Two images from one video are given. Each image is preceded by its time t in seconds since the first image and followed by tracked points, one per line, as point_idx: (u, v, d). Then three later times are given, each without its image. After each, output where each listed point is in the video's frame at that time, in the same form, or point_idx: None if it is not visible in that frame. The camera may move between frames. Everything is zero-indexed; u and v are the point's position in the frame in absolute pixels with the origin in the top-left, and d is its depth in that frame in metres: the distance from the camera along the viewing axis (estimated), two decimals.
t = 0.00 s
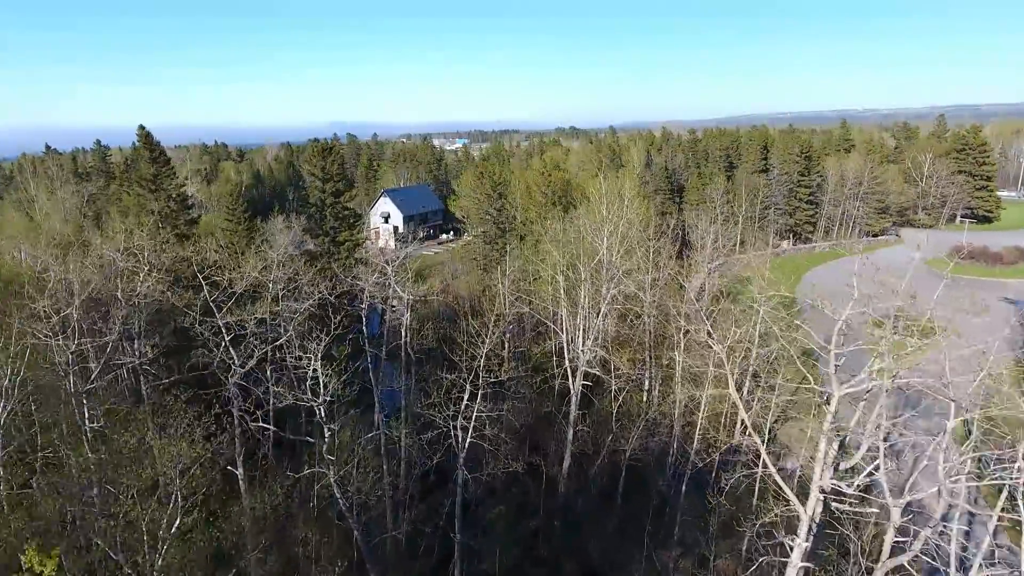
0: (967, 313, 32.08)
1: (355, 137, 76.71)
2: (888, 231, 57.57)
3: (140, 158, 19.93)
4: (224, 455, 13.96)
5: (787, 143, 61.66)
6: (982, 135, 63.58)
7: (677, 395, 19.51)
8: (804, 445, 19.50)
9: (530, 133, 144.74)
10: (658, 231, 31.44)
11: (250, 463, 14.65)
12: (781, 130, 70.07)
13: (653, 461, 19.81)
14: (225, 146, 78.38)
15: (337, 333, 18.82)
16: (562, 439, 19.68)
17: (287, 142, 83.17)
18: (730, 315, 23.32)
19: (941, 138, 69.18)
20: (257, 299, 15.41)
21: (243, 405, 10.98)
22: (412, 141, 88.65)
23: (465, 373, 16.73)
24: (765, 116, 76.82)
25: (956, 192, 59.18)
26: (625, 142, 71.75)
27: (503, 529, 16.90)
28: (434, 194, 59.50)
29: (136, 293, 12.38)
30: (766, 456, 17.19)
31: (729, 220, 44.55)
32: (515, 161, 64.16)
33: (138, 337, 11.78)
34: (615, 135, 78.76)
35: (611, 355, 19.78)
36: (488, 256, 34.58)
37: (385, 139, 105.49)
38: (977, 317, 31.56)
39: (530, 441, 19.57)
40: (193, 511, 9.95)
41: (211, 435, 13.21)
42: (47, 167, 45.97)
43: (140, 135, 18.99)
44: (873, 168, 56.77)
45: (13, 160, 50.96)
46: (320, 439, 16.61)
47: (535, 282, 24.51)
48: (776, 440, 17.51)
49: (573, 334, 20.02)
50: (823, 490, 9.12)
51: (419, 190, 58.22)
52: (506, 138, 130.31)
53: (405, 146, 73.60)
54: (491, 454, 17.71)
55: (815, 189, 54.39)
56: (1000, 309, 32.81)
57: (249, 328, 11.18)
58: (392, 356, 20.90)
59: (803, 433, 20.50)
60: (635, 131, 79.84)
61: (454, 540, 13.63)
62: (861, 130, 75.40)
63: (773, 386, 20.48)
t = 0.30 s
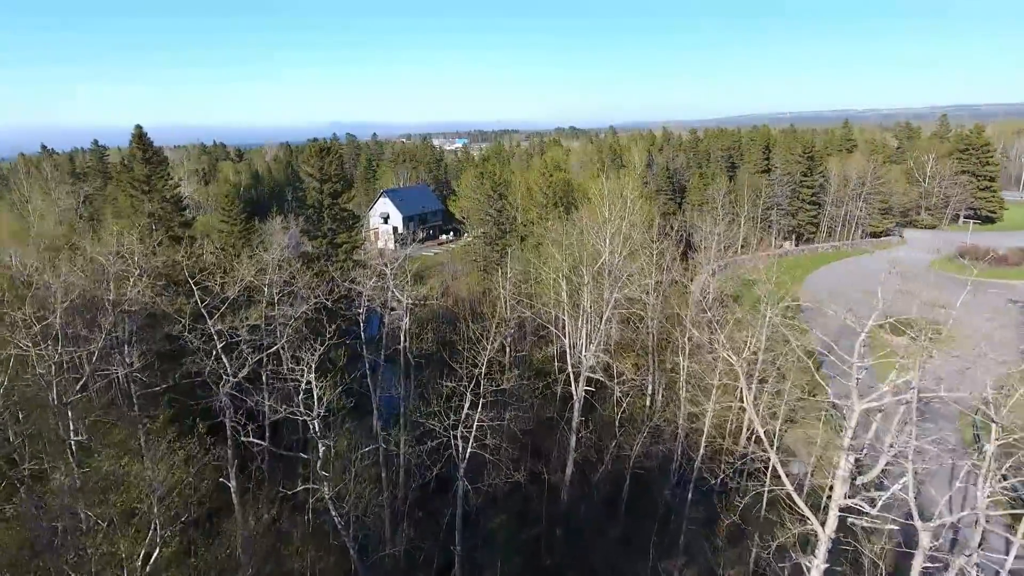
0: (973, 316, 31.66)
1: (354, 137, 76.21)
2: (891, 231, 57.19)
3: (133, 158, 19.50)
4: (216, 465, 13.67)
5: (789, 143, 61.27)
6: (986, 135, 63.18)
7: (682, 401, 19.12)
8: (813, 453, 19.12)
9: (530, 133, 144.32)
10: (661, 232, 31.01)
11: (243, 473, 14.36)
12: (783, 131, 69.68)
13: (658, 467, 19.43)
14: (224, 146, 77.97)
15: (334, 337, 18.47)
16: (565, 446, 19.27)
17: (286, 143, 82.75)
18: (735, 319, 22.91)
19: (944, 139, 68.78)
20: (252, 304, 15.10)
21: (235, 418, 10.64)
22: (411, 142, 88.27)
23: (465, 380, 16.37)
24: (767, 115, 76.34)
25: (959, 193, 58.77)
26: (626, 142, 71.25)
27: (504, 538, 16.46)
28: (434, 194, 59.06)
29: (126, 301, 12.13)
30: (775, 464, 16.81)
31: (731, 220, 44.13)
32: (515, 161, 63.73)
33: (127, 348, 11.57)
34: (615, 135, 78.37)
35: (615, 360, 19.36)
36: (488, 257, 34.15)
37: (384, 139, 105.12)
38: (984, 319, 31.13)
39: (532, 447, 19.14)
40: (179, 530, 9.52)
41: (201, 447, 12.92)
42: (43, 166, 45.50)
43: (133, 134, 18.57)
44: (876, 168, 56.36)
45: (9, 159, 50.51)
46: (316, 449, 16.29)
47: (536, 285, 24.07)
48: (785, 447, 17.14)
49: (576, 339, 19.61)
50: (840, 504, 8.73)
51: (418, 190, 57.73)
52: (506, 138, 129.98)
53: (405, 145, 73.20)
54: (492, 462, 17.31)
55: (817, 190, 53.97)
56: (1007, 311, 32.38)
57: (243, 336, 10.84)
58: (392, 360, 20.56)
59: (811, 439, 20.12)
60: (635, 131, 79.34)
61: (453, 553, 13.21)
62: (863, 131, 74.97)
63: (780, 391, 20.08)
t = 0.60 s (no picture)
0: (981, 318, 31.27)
1: (353, 137, 75.80)
2: (893, 232, 56.86)
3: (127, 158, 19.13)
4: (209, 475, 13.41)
5: (791, 143, 60.92)
6: (989, 135, 62.81)
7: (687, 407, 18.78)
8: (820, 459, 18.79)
9: (530, 133, 144.03)
10: (663, 233, 30.64)
11: (236, 482, 14.09)
12: (785, 131, 69.36)
13: (662, 475, 19.05)
14: (223, 147, 77.66)
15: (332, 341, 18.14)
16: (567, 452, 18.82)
17: (285, 143, 82.41)
18: (740, 322, 22.55)
19: (946, 138, 68.46)
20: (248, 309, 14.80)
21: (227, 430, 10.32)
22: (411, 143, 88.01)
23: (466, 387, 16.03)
24: (768, 115, 75.95)
25: (962, 194, 58.46)
26: (627, 142, 70.86)
27: (504, 547, 16.07)
28: (433, 194, 58.69)
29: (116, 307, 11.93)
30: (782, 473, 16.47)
31: (733, 221, 43.74)
32: (515, 162, 63.39)
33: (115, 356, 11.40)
34: (616, 136, 78.09)
35: (619, 366, 18.92)
36: (488, 258, 33.77)
37: (384, 139, 104.92)
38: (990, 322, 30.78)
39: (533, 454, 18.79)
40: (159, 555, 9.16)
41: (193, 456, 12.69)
42: (39, 166, 45.10)
43: (127, 135, 18.19)
44: (879, 168, 56.00)
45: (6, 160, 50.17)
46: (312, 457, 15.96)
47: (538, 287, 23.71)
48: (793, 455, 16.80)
49: (579, 344, 19.19)
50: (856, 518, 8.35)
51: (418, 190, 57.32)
52: (505, 138, 129.79)
53: (405, 146, 72.86)
54: (492, 470, 16.96)
55: (820, 190, 53.59)
56: (1015, 314, 31.96)
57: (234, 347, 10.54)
58: (391, 365, 20.23)
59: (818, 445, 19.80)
60: (636, 131, 78.95)
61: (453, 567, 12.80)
62: (865, 131, 74.66)
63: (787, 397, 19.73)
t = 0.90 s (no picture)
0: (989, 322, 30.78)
1: (351, 137, 75.13)
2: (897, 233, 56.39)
3: (117, 158, 18.59)
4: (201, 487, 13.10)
5: (794, 143, 60.40)
6: (993, 135, 62.39)
7: (695, 415, 18.32)
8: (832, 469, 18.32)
9: (529, 133, 143.44)
10: (667, 235, 30.12)
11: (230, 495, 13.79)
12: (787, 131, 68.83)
13: (668, 484, 18.55)
14: (220, 146, 77.03)
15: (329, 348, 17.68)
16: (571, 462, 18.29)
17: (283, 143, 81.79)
18: (747, 327, 22.05)
19: (949, 138, 68.02)
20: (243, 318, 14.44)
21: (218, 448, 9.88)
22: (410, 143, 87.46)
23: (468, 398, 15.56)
24: (769, 115, 75.40)
25: (966, 194, 58.03)
26: (628, 143, 70.30)
27: (507, 561, 15.57)
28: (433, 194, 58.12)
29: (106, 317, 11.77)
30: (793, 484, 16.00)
31: (736, 222, 43.23)
32: (515, 162, 62.85)
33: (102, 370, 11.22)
34: (616, 136, 77.54)
35: (624, 373, 18.38)
36: (488, 260, 33.24)
37: (382, 139, 104.31)
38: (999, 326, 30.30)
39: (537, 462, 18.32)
40: None
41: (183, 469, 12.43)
42: (33, 167, 44.51)
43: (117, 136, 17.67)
44: (883, 169, 55.53)
45: None
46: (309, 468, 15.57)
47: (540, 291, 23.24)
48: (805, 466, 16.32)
49: (583, 350, 18.66)
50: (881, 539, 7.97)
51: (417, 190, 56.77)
52: (504, 138, 129.22)
53: (405, 145, 72.30)
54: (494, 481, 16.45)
55: (823, 191, 53.08)
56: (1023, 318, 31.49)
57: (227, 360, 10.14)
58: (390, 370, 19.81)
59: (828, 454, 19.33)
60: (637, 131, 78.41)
61: None
62: (867, 131, 74.20)
63: (797, 404, 19.25)
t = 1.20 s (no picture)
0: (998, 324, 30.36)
1: (350, 137, 74.60)
2: (901, 234, 55.96)
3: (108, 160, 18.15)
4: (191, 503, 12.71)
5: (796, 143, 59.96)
6: (996, 135, 62.01)
7: (701, 422, 17.90)
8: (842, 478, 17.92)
9: (529, 133, 142.97)
10: (670, 237, 29.68)
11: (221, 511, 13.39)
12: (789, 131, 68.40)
13: (674, 494, 18.08)
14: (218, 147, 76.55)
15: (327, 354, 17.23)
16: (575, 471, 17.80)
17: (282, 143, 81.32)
18: (754, 332, 21.60)
19: (953, 138, 67.63)
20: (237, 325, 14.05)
21: (209, 464, 9.42)
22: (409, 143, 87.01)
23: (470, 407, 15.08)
24: (771, 115, 74.95)
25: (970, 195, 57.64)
26: (629, 143, 69.80)
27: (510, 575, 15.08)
28: (433, 195, 57.64)
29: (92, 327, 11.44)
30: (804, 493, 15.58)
31: (739, 223, 42.78)
32: (516, 162, 62.40)
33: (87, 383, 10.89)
34: (617, 136, 77.06)
35: (629, 380, 17.91)
36: (489, 262, 32.78)
37: (382, 139, 103.90)
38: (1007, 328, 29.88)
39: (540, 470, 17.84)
40: None
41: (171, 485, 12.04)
42: (29, 168, 44.00)
43: (108, 136, 17.19)
44: (886, 169, 55.10)
45: None
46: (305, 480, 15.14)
47: (542, 295, 22.78)
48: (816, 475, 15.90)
49: (587, 356, 18.18)
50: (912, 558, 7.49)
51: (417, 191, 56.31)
52: (503, 138, 128.85)
53: (404, 146, 71.84)
54: (496, 491, 15.97)
55: (826, 192, 52.63)
56: None
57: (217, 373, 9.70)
58: (390, 377, 19.35)
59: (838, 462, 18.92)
60: (638, 131, 77.92)
61: None
62: (869, 131, 73.80)
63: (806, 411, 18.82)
